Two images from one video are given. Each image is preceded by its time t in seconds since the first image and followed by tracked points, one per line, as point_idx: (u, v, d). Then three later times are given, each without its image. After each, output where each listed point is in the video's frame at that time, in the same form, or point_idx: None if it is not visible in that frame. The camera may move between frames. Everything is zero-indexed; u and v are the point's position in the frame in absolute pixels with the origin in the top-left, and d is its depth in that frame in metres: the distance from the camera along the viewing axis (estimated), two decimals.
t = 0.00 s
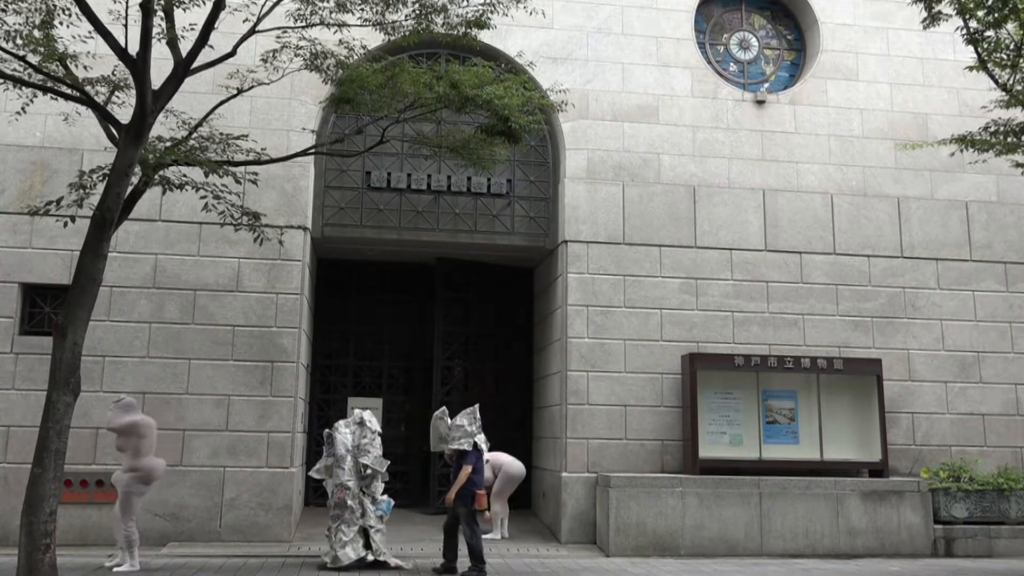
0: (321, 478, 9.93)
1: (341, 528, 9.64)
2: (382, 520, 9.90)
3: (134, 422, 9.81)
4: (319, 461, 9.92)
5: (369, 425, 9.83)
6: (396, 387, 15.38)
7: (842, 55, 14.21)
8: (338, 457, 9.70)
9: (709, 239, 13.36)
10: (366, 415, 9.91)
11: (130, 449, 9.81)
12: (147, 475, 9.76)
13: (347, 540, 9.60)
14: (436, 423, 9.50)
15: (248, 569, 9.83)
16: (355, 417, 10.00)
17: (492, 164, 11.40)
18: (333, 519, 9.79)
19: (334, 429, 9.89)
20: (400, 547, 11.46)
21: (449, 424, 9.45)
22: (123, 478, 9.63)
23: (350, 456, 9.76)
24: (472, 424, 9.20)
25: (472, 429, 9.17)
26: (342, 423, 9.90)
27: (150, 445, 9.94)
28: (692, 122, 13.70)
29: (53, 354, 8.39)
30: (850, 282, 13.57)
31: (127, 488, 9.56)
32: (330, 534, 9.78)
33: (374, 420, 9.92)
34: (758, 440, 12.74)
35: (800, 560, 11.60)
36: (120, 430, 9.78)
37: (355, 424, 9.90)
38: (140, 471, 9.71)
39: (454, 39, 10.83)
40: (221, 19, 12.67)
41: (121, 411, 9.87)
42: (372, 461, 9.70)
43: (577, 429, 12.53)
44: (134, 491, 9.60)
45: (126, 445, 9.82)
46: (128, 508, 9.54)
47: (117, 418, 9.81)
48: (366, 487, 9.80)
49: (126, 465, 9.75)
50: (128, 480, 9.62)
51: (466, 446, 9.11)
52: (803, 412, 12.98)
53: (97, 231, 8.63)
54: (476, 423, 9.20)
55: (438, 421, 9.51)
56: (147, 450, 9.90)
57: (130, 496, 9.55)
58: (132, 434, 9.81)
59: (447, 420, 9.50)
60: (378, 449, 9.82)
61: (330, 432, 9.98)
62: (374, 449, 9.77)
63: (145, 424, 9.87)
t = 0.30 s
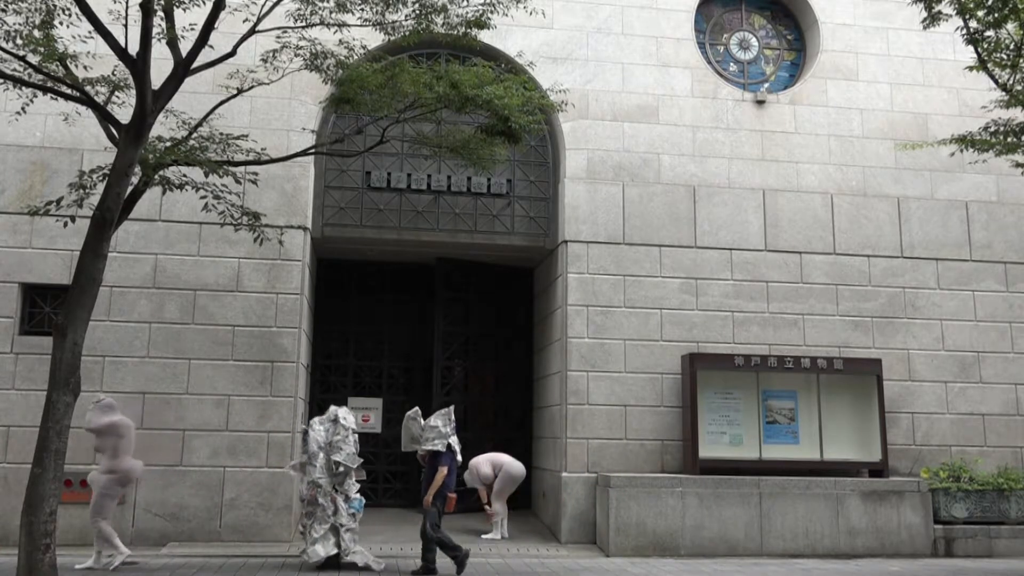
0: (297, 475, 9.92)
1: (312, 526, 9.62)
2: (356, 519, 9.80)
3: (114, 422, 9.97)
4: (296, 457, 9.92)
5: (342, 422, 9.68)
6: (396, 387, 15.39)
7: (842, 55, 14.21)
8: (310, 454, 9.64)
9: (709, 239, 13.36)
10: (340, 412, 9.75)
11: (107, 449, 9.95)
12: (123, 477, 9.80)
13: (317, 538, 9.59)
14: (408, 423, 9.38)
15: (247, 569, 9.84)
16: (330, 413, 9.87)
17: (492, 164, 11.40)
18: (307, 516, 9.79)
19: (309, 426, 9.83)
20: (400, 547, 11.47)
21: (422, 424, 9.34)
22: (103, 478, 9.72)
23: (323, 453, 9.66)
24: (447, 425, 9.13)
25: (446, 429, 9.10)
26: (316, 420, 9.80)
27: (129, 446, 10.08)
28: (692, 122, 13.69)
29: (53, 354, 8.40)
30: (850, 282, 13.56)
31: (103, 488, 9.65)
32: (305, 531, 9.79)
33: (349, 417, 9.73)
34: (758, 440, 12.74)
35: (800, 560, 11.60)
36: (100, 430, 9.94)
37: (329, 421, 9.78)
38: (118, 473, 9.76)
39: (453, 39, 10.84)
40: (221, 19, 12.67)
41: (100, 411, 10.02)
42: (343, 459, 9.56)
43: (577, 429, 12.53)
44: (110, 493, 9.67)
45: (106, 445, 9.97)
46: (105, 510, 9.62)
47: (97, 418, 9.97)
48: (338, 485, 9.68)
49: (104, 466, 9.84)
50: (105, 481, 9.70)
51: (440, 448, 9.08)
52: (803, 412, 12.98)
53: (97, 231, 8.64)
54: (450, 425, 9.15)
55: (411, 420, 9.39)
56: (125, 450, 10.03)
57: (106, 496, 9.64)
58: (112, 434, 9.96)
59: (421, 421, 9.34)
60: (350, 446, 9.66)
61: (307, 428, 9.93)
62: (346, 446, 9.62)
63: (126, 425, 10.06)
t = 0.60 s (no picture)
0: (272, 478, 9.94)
1: (290, 527, 9.62)
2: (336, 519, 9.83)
3: (92, 421, 10.05)
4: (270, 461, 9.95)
5: (316, 422, 9.77)
6: (396, 387, 15.38)
7: (842, 55, 14.21)
8: (284, 455, 9.69)
9: (709, 239, 13.36)
10: (313, 413, 9.85)
11: (89, 448, 9.91)
12: (106, 475, 9.78)
13: (296, 539, 9.58)
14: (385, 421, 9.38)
15: (246, 569, 9.83)
16: (304, 414, 9.96)
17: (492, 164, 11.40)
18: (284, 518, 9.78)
19: (284, 428, 9.90)
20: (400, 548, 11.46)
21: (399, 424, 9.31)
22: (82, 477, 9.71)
23: (298, 454, 9.72)
24: (422, 425, 9.02)
25: (421, 430, 8.99)
26: (291, 421, 9.88)
27: (110, 444, 10.03)
28: (692, 122, 13.70)
29: (54, 354, 8.39)
30: (850, 282, 13.57)
31: (84, 488, 9.67)
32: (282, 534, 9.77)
33: (324, 417, 9.84)
34: (758, 440, 12.74)
35: (800, 560, 11.60)
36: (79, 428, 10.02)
37: (304, 422, 9.85)
38: (98, 471, 9.74)
39: (453, 39, 10.84)
40: (221, 19, 12.67)
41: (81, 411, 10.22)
42: (319, 458, 9.64)
43: (577, 429, 12.53)
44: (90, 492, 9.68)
45: (86, 443, 9.94)
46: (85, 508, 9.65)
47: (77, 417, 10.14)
48: (314, 485, 9.74)
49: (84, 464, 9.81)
50: (85, 480, 9.69)
51: (415, 448, 8.96)
52: (803, 412, 12.98)
53: (97, 230, 8.63)
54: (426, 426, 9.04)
55: (388, 420, 9.38)
56: (106, 449, 9.97)
57: (87, 496, 9.66)
58: (92, 433, 9.98)
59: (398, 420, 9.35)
60: (326, 445, 9.75)
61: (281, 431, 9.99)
62: (321, 445, 9.71)
63: (105, 424, 10.07)
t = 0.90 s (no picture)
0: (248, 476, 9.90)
1: (267, 523, 9.52)
2: (312, 518, 9.81)
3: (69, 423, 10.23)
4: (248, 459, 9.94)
5: (295, 419, 9.87)
6: (396, 387, 15.39)
7: (842, 54, 14.21)
8: (263, 451, 9.70)
9: (709, 239, 13.36)
10: (292, 410, 9.96)
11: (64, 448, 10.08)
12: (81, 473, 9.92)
13: (273, 535, 9.47)
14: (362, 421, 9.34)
15: (246, 569, 9.83)
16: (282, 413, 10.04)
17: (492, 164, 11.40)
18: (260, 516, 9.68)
19: (262, 425, 9.93)
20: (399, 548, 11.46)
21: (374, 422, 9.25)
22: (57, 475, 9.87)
23: (276, 450, 9.75)
24: (396, 424, 9.00)
25: (395, 428, 8.96)
26: (270, 419, 9.93)
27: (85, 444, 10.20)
28: (692, 122, 13.69)
29: (53, 354, 8.40)
30: (850, 282, 13.56)
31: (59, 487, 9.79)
32: (257, 532, 9.65)
33: (303, 415, 9.96)
34: (758, 440, 12.74)
35: (800, 560, 11.60)
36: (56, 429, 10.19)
37: (282, 419, 9.92)
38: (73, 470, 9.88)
39: (453, 39, 10.84)
40: (221, 19, 12.68)
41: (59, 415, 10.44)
42: (298, 454, 9.72)
43: (577, 429, 12.53)
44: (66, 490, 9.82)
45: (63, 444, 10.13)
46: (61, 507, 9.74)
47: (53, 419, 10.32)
48: (293, 482, 9.76)
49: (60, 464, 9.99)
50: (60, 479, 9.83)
51: (388, 446, 8.93)
52: (803, 412, 12.98)
53: (97, 230, 8.63)
54: (399, 424, 9.00)
55: (364, 418, 9.33)
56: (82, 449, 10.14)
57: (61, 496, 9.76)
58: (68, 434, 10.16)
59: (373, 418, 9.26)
60: (305, 442, 9.83)
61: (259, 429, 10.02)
62: (301, 442, 9.79)
63: (82, 425, 10.25)
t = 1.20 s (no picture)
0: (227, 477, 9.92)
1: (243, 527, 9.62)
2: (291, 520, 9.85)
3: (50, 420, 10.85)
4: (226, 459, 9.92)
5: (272, 423, 9.81)
6: (396, 387, 15.40)
7: (842, 54, 14.21)
8: (240, 455, 9.69)
9: (709, 239, 13.36)
10: (270, 413, 9.89)
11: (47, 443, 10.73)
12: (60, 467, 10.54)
13: (249, 538, 9.60)
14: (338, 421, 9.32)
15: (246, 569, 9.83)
16: (260, 415, 9.96)
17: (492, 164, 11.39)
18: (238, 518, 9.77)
19: (240, 428, 9.89)
20: (399, 548, 11.46)
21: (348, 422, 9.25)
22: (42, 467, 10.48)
23: (253, 454, 9.72)
24: (372, 423, 9.03)
25: (371, 428, 8.99)
26: (247, 421, 9.87)
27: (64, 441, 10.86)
28: (692, 122, 13.69)
29: (53, 354, 8.40)
30: (850, 282, 13.57)
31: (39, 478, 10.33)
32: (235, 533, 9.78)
33: (280, 417, 9.90)
34: (758, 440, 12.74)
35: (800, 560, 11.60)
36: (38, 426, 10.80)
37: (260, 422, 9.86)
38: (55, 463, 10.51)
39: (454, 39, 10.83)
40: (221, 19, 12.68)
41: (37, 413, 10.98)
42: (275, 459, 9.70)
43: (577, 429, 12.53)
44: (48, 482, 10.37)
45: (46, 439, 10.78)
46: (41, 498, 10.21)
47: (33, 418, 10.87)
48: (270, 485, 9.76)
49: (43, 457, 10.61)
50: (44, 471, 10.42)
51: (364, 446, 8.94)
52: (803, 412, 12.98)
53: (97, 230, 8.63)
54: (375, 423, 9.04)
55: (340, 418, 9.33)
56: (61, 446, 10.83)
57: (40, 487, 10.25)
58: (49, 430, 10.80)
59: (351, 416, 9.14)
60: (281, 446, 9.80)
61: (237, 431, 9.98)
62: (278, 446, 9.76)
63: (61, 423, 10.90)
